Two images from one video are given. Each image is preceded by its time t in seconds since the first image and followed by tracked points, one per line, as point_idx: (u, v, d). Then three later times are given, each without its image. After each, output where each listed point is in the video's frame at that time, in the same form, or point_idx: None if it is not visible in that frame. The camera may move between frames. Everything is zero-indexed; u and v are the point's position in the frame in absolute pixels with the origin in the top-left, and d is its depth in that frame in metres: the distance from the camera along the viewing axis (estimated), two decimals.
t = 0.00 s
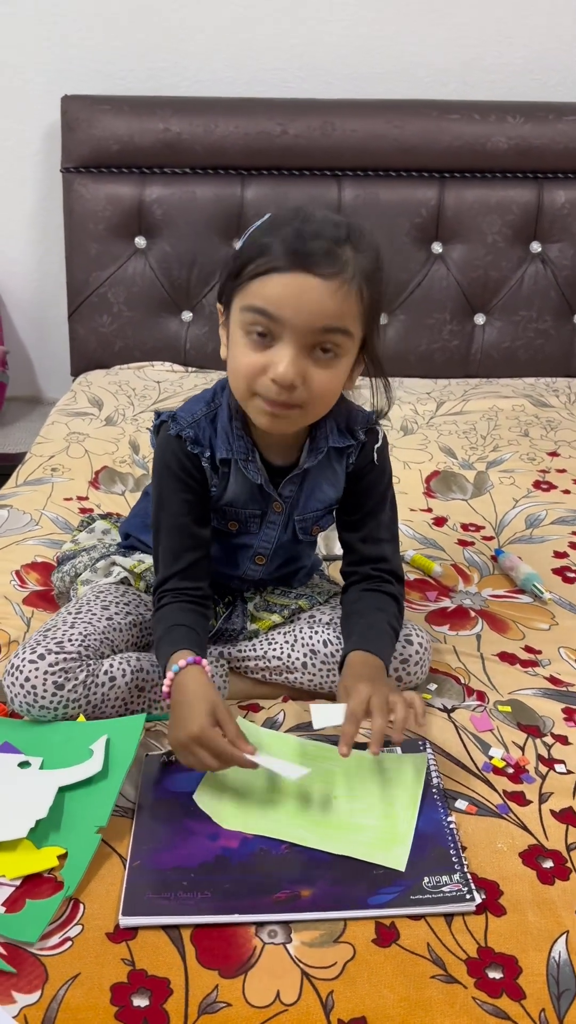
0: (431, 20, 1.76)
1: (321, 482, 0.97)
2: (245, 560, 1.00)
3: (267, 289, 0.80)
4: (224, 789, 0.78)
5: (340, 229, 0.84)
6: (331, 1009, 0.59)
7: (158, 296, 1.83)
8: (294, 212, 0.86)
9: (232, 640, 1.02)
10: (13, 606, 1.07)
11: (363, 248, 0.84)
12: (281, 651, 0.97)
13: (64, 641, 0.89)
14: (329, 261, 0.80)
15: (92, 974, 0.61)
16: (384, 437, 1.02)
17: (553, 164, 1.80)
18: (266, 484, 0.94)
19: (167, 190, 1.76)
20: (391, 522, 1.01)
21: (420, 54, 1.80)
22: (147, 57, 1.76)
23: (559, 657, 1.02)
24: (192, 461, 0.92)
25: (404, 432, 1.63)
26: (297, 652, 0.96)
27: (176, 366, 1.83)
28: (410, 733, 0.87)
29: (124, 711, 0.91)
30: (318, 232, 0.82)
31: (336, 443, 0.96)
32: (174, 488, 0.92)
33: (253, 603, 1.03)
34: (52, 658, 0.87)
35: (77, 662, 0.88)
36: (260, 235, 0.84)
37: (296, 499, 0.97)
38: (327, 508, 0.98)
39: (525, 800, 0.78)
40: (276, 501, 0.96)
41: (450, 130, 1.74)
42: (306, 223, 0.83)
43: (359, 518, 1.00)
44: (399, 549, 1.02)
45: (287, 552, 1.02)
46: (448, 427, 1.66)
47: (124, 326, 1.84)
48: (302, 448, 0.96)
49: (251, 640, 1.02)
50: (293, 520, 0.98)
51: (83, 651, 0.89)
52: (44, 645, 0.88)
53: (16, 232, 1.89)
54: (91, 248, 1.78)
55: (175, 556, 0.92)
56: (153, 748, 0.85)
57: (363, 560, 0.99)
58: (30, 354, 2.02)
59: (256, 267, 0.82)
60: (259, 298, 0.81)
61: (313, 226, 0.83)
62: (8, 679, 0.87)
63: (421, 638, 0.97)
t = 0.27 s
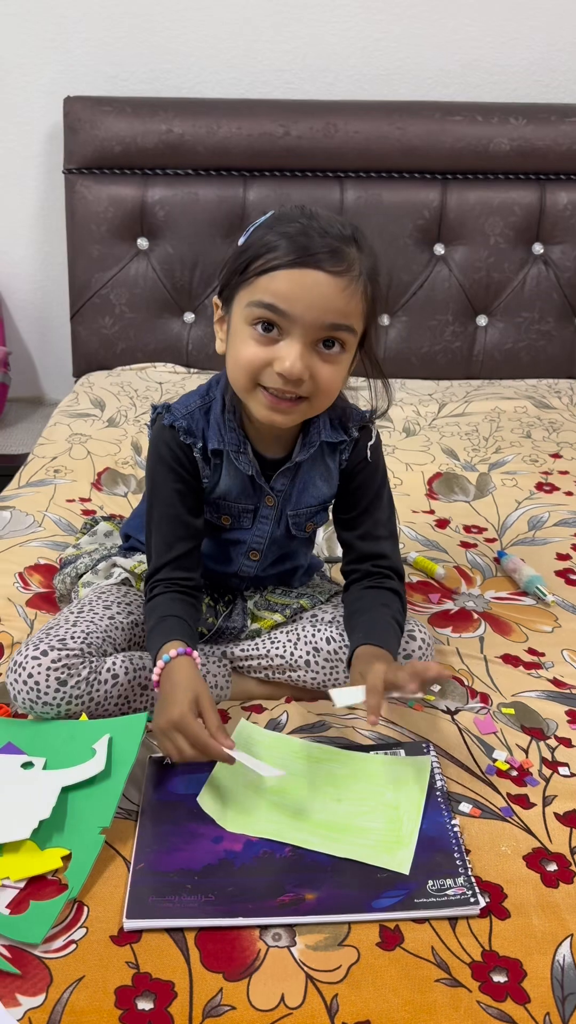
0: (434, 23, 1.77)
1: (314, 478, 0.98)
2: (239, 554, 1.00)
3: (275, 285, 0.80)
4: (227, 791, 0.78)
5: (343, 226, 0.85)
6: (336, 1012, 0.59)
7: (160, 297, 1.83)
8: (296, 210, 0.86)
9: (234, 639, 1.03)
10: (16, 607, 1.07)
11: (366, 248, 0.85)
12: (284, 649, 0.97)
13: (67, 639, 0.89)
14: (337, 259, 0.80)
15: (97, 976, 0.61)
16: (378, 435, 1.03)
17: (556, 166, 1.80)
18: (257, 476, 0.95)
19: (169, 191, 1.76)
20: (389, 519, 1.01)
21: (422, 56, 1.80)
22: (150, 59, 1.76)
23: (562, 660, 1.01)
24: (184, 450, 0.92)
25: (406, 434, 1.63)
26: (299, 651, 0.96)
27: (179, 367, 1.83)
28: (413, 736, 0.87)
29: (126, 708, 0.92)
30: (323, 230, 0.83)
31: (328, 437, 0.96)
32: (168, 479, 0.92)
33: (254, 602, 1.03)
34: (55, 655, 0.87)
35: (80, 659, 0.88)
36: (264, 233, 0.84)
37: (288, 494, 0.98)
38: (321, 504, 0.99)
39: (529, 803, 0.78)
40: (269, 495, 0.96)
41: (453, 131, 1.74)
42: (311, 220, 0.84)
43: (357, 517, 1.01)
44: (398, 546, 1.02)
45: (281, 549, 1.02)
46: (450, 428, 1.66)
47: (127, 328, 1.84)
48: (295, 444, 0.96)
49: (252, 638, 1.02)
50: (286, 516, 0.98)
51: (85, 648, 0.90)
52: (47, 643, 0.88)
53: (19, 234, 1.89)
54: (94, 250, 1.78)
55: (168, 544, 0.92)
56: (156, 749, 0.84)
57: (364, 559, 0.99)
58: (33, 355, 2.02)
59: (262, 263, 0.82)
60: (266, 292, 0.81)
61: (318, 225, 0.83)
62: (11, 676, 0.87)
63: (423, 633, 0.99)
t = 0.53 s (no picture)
0: (436, 25, 1.77)
1: (316, 478, 0.98)
2: (240, 553, 1.00)
3: (276, 286, 0.80)
4: (230, 792, 0.78)
5: (339, 225, 0.85)
6: (339, 1012, 0.59)
7: (162, 298, 1.83)
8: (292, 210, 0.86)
9: (236, 638, 1.03)
10: (19, 608, 1.07)
11: (363, 245, 0.85)
12: (287, 649, 0.97)
13: (70, 639, 0.90)
14: (335, 258, 0.81)
15: (101, 976, 0.61)
16: (380, 435, 1.03)
17: (557, 168, 1.80)
18: (259, 474, 0.95)
19: (171, 193, 1.76)
20: (392, 519, 1.01)
21: (424, 57, 1.80)
22: (153, 61, 1.76)
23: (565, 661, 1.02)
24: (187, 446, 0.93)
25: (408, 435, 1.63)
26: (302, 651, 0.97)
27: (180, 368, 1.83)
28: (416, 736, 0.87)
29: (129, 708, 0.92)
30: (321, 230, 0.83)
31: (330, 437, 0.96)
32: (170, 473, 0.92)
33: (256, 602, 1.04)
34: (58, 655, 0.87)
35: (83, 659, 0.88)
36: (262, 234, 0.84)
37: (290, 492, 0.97)
38: (323, 504, 0.99)
39: (531, 804, 0.78)
40: (270, 493, 0.96)
41: (454, 133, 1.75)
42: (307, 220, 0.84)
43: (360, 517, 1.01)
44: (401, 546, 1.02)
45: (282, 548, 1.02)
46: (452, 429, 1.66)
47: (129, 329, 1.84)
48: (297, 444, 0.96)
49: (255, 638, 1.02)
50: (288, 514, 0.98)
51: (88, 648, 0.90)
52: (50, 642, 0.89)
53: (22, 235, 1.89)
54: (96, 251, 1.79)
55: (167, 539, 0.92)
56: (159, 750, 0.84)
57: (368, 559, 0.99)
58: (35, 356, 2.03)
59: (261, 265, 0.82)
60: (266, 294, 0.81)
61: (315, 224, 0.84)
62: (14, 676, 0.87)
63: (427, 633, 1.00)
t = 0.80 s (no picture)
0: (437, 26, 1.77)
1: (316, 479, 0.98)
2: (240, 554, 1.00)
3: (273, 289, 0.80)
4: (230, 791, 0.78)
5: (336, 228, 0.85)
6: (337, 1012, 0.59)
7: (163, 299, 1.83)
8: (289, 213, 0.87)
9: (236, 639, 1.03)
10: (19, 608, 1.07)
11: (360, 246, 0.86)
12: (287, 650, 0.97)
13: (70, 639, 0.90)
14: (332, 260, 0.81)
15: (100, 976, 0.61)
16: (380, 435, 1.03)
17: (557, 169, 1.80)
18: (258, 475, 0.95)
19: (172, 194, 1.76)
20: (392, 520, 1.02)
21: (424, 58, 1.80)
22: (154, 62, 1.77)
23: (564, 662, 1.02)
24: (185, 446, 0.93)
25: (407, 436, 1.63)
26: (302, 651, 0.97)
27: (181, 369, 1.83)
28: (415, 736, 0.87)
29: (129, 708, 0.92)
30: (318, 231, 0.83)
31: (330, 437, 0.96)
32: (168, 473, 0.92)
33: (256, 603, 1.04)
34: (58, 655, 0.87)
35: (83, 659, 0.88)
36: (260, 236, 0.85)
37: (290, 493, 0.98)
38: (323, 505, 0.99)
39: (530, 805, 0.79)
40: (269, 494, 0.96)
41: (454, 134, 1.75)
42: (304, 223, 0.84)
43: (361, 518, 1.01)
44: (401, 548, 1.02)
45: (282, 549, 1.02)
46: (452, 430, 1.66)
47: (129, 330, 1.84)
48: (297, 444, 0.96)
49: (254, 639, 1.02)
50: (287, 516, 0.98)
51: (88, 648, 0.90)
52: (50, 643, 0.89)
53: (22, 236, 1.90)
54: (96, 252, 1.79)
55: (164, 539, 0.92)
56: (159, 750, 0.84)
57: (368, 560, 1.00)
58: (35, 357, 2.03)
59: (258, 267, 0.82)
60: (264, 297, 0.81)
61: (312, 226, 0.84)
62: (14, 676, 0.87)
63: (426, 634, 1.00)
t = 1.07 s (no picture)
0: (436, 28, 1.77)
1: (312, 480, 0.98)
2: (237, 555, 1.00)
3: (267, 291, 0.80)
4: (227, 791, 0.78)
5: (330, 229, 0.85)
6: (334, 1011, 0.59)
7: (162, 300, 1.83)
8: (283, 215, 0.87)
9: (234, 639, 1.03)
10: (17, 609, 1.07)
11: (354, 248, 0.86)
12: (284, 651, 0.97)
13: (68, 640, 0.90)
14: (326, 262, 0.81)
15: (96, 975, 0.61)
16: (377, 435, 1.03)
17: (556, 169, 1.81)
18: (255, 477, 0.95)
19: (171, 194, 1.76)
20: (390, 521, 1.02)
21: (424, 59, 1.80)
22: (153, 63, 1.77)
23: (562, 662, 1.02)
24: (181, 448, 0.93)
25: (406, 436, 1.63)
26: (300, 651, 0.97)
27: (180, 369, 1.84)
28: (412, 736, 0.87)
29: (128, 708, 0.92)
30: (311, 233, 0.83)
31: (326, 438, 0.96)
32: (164, 475, 0.93)
33: (254, 603, 1.04)
34: (56, 657, 0.88)
35: (80, 661, 0.89)
36: (253, 239, 0.85)
37: (287, 495, 0.98)
38: (320, 506, 0.99)
39: (527, 805, 0.79)
40: (266, 496, 0.96)
41: (454, 134, 1.75)
42: (298, 225, 0.84)
43: (358, 519, 1.01)
44: (399, 548, 1.02)
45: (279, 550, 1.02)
46: (450, 431, 1.66)
47: (128, 330, 1.84)
48: (293, 446, 0.96)
49: (252, 639, 1.02)
50: (284, 517, 0.98)
51: (85, 650, 0.90)
52: (47, 644, 0.89)
53: (22, 236, 1.90)
54: (96, 253, 1.79)
55: (161, 541, 0.92)
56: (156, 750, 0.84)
57: (364, 560, 1.00)
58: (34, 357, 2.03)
59: (252, 270, 0.83)
60: (258, 299, 0.81)
61: (306, 228, 0.84)
62: (12, 678, 0.87)
63: (424, 635, 1.00)
